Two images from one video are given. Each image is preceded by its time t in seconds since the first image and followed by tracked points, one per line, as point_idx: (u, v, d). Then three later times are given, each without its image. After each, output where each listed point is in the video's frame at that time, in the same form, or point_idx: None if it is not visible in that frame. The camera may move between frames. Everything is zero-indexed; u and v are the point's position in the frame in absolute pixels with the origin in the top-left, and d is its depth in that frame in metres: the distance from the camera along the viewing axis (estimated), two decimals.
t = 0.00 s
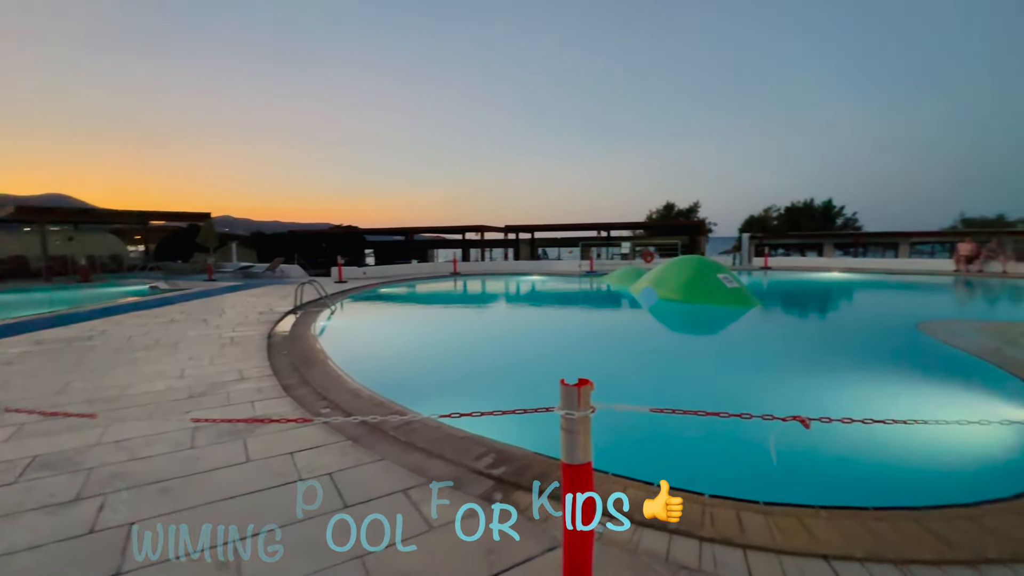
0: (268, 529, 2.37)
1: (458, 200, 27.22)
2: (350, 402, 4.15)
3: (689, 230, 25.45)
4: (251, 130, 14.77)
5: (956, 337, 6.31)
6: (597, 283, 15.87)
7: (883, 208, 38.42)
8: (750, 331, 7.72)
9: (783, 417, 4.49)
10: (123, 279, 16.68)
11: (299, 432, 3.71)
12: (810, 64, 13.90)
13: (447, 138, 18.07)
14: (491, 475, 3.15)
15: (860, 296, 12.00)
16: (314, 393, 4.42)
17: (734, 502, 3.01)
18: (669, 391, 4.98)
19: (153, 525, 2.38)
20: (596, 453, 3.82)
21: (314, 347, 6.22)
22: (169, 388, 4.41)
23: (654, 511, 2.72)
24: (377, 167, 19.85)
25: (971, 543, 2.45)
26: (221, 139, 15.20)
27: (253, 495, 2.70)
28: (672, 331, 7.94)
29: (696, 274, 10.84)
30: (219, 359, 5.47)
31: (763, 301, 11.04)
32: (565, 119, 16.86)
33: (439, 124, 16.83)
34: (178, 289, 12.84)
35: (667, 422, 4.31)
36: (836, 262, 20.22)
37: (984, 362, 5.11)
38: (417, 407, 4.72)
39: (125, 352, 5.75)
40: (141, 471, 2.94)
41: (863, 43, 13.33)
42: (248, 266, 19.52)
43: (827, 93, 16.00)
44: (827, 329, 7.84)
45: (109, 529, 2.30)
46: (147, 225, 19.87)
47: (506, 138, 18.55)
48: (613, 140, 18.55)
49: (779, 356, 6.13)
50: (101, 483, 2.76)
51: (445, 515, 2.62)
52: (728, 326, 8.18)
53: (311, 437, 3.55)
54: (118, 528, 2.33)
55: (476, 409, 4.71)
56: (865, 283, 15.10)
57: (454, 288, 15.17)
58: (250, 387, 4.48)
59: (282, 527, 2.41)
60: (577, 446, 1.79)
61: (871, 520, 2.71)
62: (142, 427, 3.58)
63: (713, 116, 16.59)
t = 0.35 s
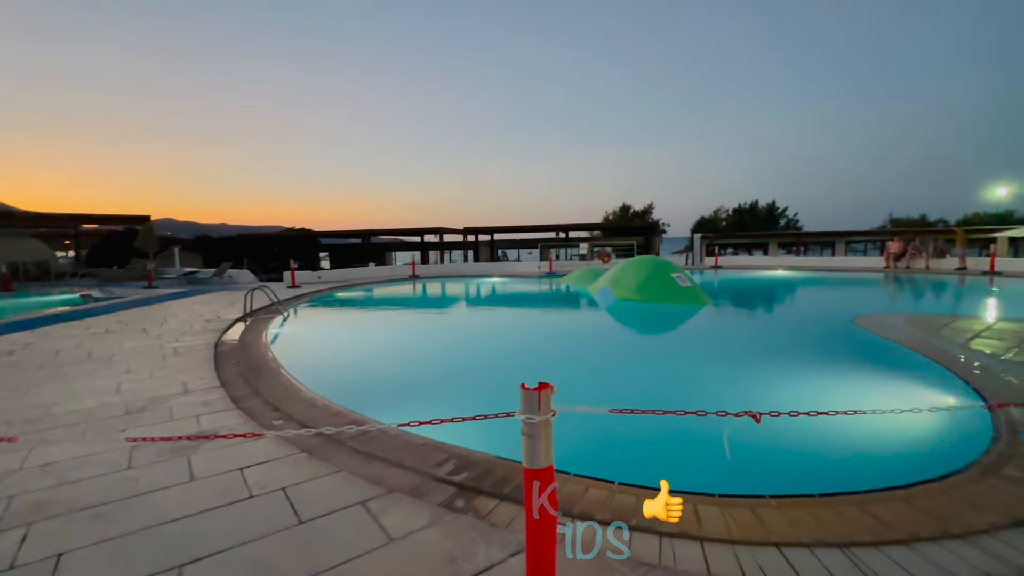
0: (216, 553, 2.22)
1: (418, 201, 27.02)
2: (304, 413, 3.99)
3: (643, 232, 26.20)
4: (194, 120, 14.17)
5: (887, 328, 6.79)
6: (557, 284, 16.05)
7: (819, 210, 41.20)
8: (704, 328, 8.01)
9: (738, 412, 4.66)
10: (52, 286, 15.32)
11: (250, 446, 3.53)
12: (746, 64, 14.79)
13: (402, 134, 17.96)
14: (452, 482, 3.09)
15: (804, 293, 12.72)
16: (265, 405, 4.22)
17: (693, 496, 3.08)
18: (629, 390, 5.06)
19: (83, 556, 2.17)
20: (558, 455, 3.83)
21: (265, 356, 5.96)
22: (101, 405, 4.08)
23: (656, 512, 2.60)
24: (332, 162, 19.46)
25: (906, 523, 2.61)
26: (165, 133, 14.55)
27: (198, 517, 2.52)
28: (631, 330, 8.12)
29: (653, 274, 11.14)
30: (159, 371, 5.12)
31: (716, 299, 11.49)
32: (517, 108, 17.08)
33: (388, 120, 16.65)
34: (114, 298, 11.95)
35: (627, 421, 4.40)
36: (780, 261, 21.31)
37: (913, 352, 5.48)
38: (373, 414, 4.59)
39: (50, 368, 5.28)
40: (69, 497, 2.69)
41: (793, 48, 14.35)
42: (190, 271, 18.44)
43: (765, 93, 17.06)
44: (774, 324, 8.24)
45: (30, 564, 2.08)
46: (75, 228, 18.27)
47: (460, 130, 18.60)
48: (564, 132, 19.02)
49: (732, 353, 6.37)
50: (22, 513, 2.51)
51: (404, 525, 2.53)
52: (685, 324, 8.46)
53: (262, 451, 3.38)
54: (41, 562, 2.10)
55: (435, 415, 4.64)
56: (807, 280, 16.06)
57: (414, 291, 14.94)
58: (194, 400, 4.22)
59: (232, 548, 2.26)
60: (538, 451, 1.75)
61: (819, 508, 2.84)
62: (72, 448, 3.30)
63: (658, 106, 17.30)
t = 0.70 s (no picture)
0: None
1: (377, 202, 26.57)
2: (259, 424, 3.83)
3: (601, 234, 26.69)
4: (128, 111, 13.37)
5: (828, 323, 7.25)
6: (518, 287, 16.12)
7: (765, 215, 43.51)
8: (663, 327, 8.27)
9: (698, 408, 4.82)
10: None
11: (200, 463, 3.35)
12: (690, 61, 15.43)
13: (355, 129, 17.64)
14: (416, 489, 3.04)
15: (754, 291, 13.37)
16: (216, 418, 4.02)
17: (656, 492, 3.16)
18: (592, 391, 5.14)
19: None
20: (524, 457, 3.84)
21: (215, 367, 5.67)
22: (28, 426, 3.75)
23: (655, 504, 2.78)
24: (287, 159, 18.87)
25: (851, 506, 2.77)
26: (99, 122, 13.70)
27: (143, 541, 2.36)
28: (593, 331, 8.25)
29: (612, 276, 11.38)
30: (95, 387, 4.77)
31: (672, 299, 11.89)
32: (469, 98, 17.07)
33: (334, 114, 16.27)
34: (42, 309, 10.99)
35: (591, 421, 4.45)
36: (731, 261, 22.22)
37: (852, 345, 5.87)
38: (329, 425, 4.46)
39: None
40: None
41: (733, 51, 15.08)
42: (131, 279, 17.29)
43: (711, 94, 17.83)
44: (729, 322, 8.61)
45: None
46: None
47: (416, 128, 18.44)
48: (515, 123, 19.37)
49: (691, 350, 6.61)
50: None
51: (368, 536, 2.47)
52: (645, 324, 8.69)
53: (215, 467, 3.21)
54: None
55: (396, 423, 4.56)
56: (755, 279, 16.89)
57: (374, 297, 14.63)
58: (136, 417, 3.96)
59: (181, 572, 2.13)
60: (504, 453, 1.75)
61: (773, 497, 2.97)
62: None
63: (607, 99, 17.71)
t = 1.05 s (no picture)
0: None
1: (338, 207, 25.95)
2: (215, 438, 3.67)
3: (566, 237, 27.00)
4: (58, 112, 12.40)
5: (781, 321, 7.60)
6: (484, 290, 16.11)
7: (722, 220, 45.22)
8: (627, 328, 8.44)
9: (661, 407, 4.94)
10: None
11: (151, 480, 3.17)
12: (644, 68, 15.84)
13: (310, 136, 17.14)
14: (383, 498, 2.98)
15: (712, 292, 13.90)
16: (167, 433, 3.82)
17: (624, 490, 3.21)
18: (559, 393, 5.18)
19: None
20: (493, 460, 3.83)
21: (167, 379, 5.38)
22: None
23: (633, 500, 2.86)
24: (243, 167, 18.14)
25: (807, 496, 2.90)
26: (28, 123, 12.72)
27: (87, 567, 2.21)
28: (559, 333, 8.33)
29: (578, 278, 11.52)
30: (28, 404, 4.42)
31: (636, 300, 12.18)
32: (426, 106, 16.89)
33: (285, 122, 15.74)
34: None
35: (560, 423, 4.49)
36: (690, 263, 22.95)
37: (802, 342, 6.17)
38: (289, 434, 4.32)
39: None
40: None
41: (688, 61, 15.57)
42: (70, 286, 16.15)
43: (667, 100, 18.34)
44: (690, 322, 8.88)
45: None
46: None
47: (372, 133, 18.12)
48: (474, 127, 19.32)
49: (654, 350, 6.77)
50: None
51: (333, 548, 2.40)
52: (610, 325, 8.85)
53: (167, 484, 3.05)
54: None
55: (359, 431, 4.46)
56: (712, 280, 17.56)
57: (336, 302, 14.26)
58: (76, 434, 3.71)
59: None
60: (475, 458, 1.77)
61: (735, 491, 3.07)
62: None
63: (565, 103, 17.92)
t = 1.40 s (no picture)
0: None
1: (306, 210, 25.44)
2: (175, 451, 3.52)
3: (538, 240, 27.19)
4: None
5: (746, 322, 7.85)
6: (457, 294, 16.03)
7: (690, 224, 46.47)
8: (600, 331, 8.53)
9: (633, 409, 5.01)
10: None
11: (106, 497, 3.00)
12: (609, 70, 16.26)
13: (272, 135, 16.80)
14: (354, 508, 2.91)
15: (681, 294, 14.24)
16: (123, 446, 3.64)
17: (599, 493, 3.23)
18: (532, 397, 5.18)
19: None
20: (468, 465, 3.79)
21: (122, 390, 5.12)
22: None
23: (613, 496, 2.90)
24: (204, 164, 17.62)
25: (775, 492, 2.98)
26: None
27: None
28: (533, 336, 8.34)
29: (550, 282, 11.58)
30: None
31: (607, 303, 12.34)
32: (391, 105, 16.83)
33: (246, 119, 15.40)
34: None
35: (535, 426, 4.48)
36: (659, 267, 23.46)
37: (767, 342, 6.38)
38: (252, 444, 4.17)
39: None
40: None
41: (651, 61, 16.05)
42: (16, 293, 15.22)
43: (633, 103, 18.83)
44: (660, 324, 9.07)
45: None
46: None
47: (337, 132, 17.90)
48: (441, 128, 19.32)
49: (625, 352, 6.87)
50: None
51: (302, 563, 2.32)
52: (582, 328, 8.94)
53: (124, 501, 2.89)
54: None
55: (327, 439, 4.35)
56: (681, 283, 18.01)
57: (304, 308, 13.90)
58: (20, 450, 3.48)
59: None
60: (450, 464, 1.75)
61: (706, 489, 3.13)
62: None
63: (531, 99, 18.19)
